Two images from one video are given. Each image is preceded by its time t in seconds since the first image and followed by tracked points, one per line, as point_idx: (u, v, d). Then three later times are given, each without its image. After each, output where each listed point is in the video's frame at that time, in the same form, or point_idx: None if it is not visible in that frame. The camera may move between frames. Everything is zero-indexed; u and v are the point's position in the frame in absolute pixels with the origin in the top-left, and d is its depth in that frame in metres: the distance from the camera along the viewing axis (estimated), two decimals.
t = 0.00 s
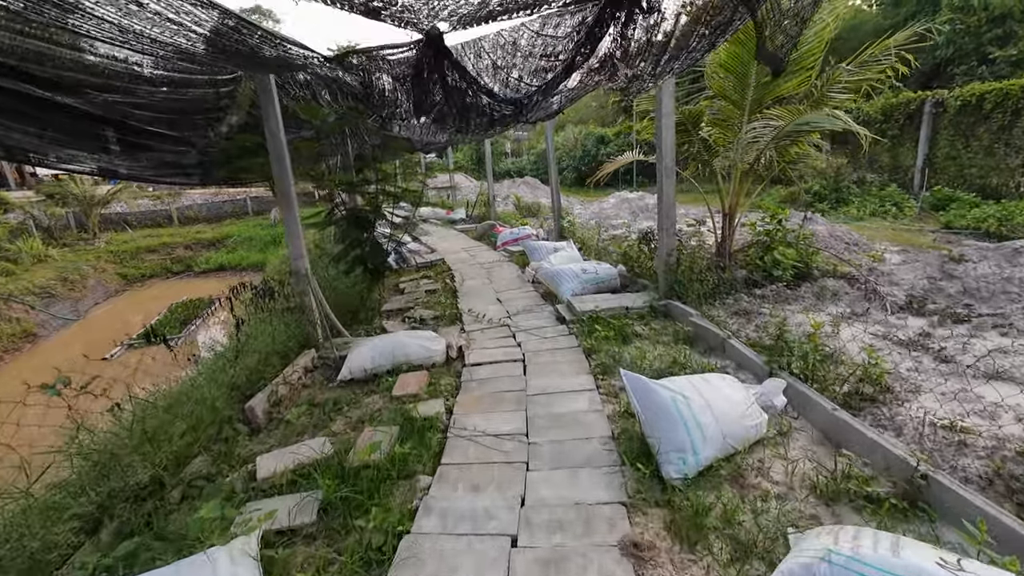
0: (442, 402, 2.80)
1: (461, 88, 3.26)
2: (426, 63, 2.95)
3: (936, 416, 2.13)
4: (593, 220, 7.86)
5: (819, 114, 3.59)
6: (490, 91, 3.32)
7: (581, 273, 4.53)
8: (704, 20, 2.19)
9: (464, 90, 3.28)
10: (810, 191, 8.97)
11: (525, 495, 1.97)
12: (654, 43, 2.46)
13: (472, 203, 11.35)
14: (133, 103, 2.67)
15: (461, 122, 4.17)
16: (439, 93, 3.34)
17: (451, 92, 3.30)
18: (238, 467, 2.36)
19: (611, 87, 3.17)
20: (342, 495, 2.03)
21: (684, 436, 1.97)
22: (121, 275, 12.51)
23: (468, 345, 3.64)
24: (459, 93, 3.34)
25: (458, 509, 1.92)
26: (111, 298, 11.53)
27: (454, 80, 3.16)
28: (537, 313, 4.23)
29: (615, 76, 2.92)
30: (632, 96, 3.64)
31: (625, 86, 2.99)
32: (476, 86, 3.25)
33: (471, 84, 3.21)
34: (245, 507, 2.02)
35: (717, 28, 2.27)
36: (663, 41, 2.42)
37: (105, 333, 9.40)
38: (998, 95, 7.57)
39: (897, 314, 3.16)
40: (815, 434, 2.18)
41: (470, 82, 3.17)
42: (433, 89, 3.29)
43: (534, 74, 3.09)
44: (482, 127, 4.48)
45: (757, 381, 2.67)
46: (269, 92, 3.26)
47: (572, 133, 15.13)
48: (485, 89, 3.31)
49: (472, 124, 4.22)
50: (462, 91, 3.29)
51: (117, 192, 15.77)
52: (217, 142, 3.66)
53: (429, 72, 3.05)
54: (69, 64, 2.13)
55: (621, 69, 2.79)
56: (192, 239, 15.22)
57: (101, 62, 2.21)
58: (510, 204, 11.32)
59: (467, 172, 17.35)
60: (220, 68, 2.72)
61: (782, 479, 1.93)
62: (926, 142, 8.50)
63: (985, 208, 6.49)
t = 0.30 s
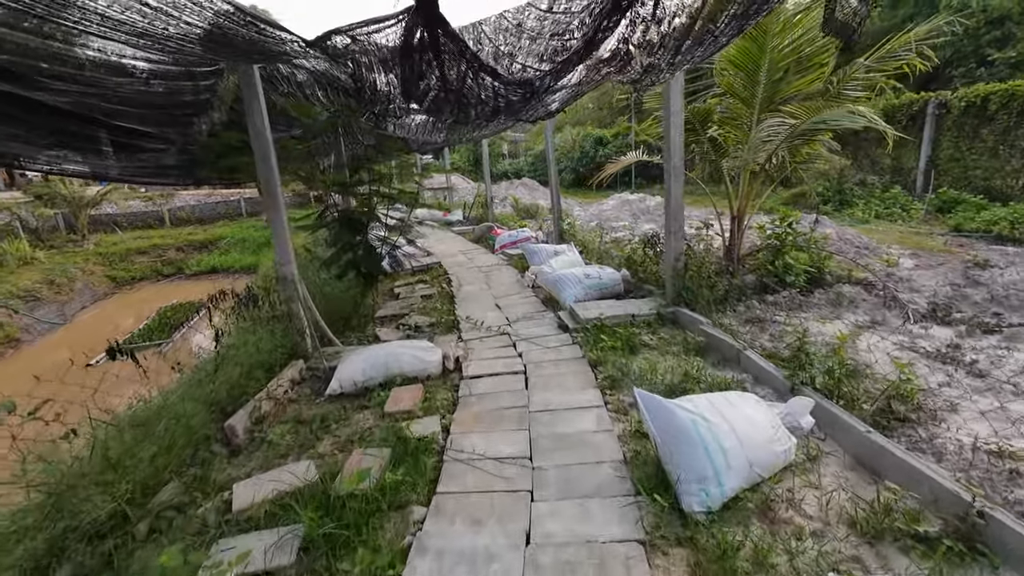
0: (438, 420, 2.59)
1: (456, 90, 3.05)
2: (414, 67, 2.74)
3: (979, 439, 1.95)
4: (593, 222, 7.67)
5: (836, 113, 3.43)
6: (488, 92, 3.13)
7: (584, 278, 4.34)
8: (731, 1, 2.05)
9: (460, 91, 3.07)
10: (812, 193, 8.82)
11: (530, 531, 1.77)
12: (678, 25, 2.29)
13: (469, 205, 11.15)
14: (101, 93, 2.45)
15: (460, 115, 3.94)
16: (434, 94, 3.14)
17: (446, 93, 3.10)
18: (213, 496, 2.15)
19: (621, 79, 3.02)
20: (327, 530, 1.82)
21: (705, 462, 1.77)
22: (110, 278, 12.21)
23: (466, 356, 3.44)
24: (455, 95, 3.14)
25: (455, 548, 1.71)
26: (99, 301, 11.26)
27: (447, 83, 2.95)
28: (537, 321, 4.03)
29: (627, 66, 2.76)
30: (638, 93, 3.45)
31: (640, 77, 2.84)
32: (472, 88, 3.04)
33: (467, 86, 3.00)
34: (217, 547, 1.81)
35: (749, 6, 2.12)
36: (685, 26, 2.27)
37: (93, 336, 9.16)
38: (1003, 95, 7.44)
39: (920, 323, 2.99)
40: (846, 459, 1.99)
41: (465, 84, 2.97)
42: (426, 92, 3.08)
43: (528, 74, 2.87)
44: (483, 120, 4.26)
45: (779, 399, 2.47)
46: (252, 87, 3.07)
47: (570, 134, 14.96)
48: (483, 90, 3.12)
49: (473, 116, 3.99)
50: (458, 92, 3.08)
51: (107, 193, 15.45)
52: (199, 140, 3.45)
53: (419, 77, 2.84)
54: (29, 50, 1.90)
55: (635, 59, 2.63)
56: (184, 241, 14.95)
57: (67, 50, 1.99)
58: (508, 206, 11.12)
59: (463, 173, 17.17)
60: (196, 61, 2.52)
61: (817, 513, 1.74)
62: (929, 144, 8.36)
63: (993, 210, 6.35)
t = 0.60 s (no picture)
0: (434, 431, 2.45)
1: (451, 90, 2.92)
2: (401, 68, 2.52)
3: (1008, 455, 1.84)
4: (591, 223, 7.56)
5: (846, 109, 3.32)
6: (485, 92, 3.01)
7: (584, 281, 4.21)
8: None
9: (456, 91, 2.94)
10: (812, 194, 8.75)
11: (532, 557, 1.64)
12: (693, 13, 2.12)
13: (466, 205, 11.01)
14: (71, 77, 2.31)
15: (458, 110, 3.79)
16: (430, 92, 3.00)
17: (442, 93, 2.97)
18: (190, 517, 2.01)
19: (626, 72, 2.89)
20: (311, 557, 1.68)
21: (720, 486, 1.64)
22: (99, 279, 11.95)
23: (463, 362, 3.30)
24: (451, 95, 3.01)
25: None
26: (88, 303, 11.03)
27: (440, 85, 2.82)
28: (536, 325, 3.89)
29: (633, 59, 2.63)
30: (641, 89, 3.32)
31: (649, 68, 2.70)
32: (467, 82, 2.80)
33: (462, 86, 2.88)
34: None
35: None
36: (701, 13, 2.10)
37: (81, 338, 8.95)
38: (1003, 96, 7.38)
39: (934, 328, 2.88)
40: (869, 476, 1.87)
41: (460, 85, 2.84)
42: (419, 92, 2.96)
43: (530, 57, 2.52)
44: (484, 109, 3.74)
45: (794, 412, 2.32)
46: (238, 84, 2.92)
47: (567, 134, 14.83)
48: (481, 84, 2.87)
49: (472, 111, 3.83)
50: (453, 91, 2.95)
51: (97, 192, 15.17)
52: (183, 135, 3.30)
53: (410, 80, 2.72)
54: None
55: (642, 50, 2.49)
56: (176, 241, 14.70)
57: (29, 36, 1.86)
58: (505, 207, 10.98)
59: (460, 173, 17.02)
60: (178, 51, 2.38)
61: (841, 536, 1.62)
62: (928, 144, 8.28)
63: (995, 212, 6.29)
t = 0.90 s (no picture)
0: (421, 443, 2.34)
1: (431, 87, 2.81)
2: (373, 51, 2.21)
3: (1022, 464, 1.76)
4: (586, 223, 7.48)
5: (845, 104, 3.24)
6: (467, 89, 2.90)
7: (578, 283, 4.12)
8: None
9: (434, 84, 2.75)
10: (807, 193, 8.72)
11: None
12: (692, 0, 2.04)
13: (459, 206, 10.90)
14: (31, 65, 2.19)
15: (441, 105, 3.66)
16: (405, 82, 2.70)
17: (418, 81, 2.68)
18: (160, 538, 1.89)
19: (620, 66, 2.80)
20: None
21: (724, 502, 1.54)
22: (87, 284, 11.70)
23: (454, 368, 3.19)
24: (430, 92, 2.89)
25: None
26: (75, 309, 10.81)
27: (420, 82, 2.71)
28: (530, 329, 3.79)
29: (625, 51, 2.52)
30: (636, 85, 3.23)
31: (644, 60, 2.63)
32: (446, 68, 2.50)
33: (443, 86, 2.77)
34: None
35: None
36: None
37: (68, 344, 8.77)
38: (996, 94, 7.39)
39: (937, 329, 2.80)
40: (879, 488, 1.78)
41: (439, 78, 2.65)
42: (398, 85, 2.75)
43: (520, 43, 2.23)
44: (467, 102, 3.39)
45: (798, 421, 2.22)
46: (218, 82, 2.83)
47: (562, 134, 14.76)
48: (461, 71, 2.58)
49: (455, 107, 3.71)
50: (432, 88, 2.83)
51: (85, 196, 14.90)
52: (158, 134, 3.17)
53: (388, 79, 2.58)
54: None
55: (636, 39, 2.38)
56: (166, 244, 14.48)
57: None
58: (499, 208, 10.89)
59: (454, 175, 16.93)
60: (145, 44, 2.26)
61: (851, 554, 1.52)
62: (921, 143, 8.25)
63: (990, 210, 6.28)
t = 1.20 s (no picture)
0: (408, 459, 2.22)
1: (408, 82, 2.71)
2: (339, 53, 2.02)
3: None
4: (581, 224, 7.38)
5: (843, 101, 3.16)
6: (447, 84, 2.81)
7: (572, 287, 4.02)
8: None
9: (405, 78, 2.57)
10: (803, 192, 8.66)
11: None
12: None
13: (454, 208, 10.78)
14: None
15: (422, 101, 3.57)
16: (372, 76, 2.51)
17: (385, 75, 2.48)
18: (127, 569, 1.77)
19: (612, 61, 2.70)
20: None
21: (727, 526, 1.44)
22: (77, 290, 11.50)
23: (444, 378, 3.07)
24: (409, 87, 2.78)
25: None
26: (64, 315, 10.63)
27: (396, 79, 2.61)
28: (523, 335, 3.68)
29: (616, 46, 2.42)
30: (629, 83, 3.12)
31: (636, 54, 2.52)
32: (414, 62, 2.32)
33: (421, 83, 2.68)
34: None
35: None
36: None
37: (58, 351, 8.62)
38: (991, 90, 7.33)
39: (942, 332, 2.72)
40: (892, 508, 1.67)
41: (409, 72, 2.47)
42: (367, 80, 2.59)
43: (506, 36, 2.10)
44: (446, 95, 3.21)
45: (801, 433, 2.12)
46: (193, 83, 2.72)
47: (556, 135, 14.66)
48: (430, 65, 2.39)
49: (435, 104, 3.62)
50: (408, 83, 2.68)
51: (74, 201, 14.68)
52: (134, 138, 3.05)
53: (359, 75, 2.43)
54: None
55: (628, 33, 2.27)
56: (157, 249, 14.29)
57: None
58: (494, 209, 10.78)
59: (449, 176, 16.80)
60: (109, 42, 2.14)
61: None
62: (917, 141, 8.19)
63: (988, 207, 6.23)
